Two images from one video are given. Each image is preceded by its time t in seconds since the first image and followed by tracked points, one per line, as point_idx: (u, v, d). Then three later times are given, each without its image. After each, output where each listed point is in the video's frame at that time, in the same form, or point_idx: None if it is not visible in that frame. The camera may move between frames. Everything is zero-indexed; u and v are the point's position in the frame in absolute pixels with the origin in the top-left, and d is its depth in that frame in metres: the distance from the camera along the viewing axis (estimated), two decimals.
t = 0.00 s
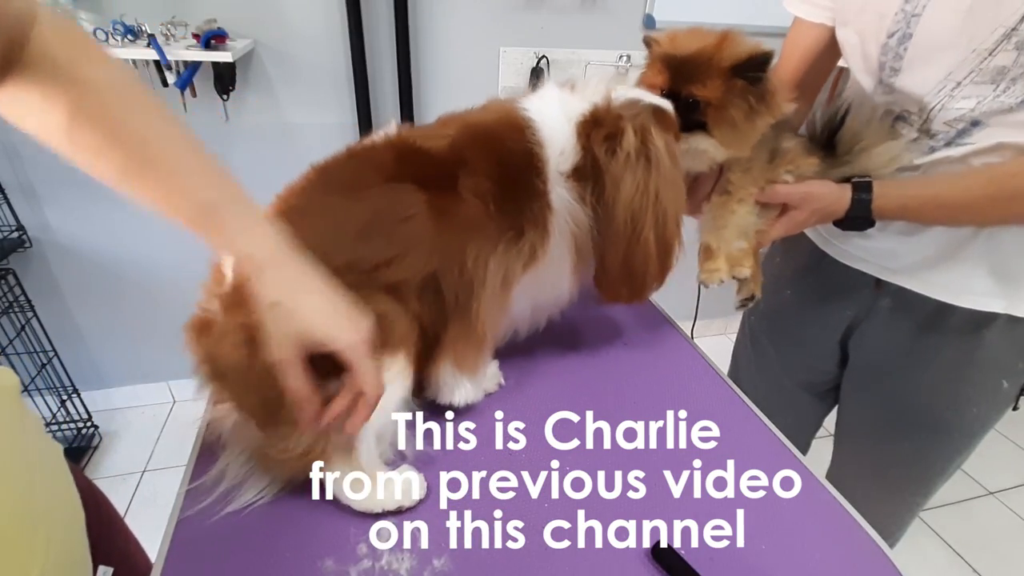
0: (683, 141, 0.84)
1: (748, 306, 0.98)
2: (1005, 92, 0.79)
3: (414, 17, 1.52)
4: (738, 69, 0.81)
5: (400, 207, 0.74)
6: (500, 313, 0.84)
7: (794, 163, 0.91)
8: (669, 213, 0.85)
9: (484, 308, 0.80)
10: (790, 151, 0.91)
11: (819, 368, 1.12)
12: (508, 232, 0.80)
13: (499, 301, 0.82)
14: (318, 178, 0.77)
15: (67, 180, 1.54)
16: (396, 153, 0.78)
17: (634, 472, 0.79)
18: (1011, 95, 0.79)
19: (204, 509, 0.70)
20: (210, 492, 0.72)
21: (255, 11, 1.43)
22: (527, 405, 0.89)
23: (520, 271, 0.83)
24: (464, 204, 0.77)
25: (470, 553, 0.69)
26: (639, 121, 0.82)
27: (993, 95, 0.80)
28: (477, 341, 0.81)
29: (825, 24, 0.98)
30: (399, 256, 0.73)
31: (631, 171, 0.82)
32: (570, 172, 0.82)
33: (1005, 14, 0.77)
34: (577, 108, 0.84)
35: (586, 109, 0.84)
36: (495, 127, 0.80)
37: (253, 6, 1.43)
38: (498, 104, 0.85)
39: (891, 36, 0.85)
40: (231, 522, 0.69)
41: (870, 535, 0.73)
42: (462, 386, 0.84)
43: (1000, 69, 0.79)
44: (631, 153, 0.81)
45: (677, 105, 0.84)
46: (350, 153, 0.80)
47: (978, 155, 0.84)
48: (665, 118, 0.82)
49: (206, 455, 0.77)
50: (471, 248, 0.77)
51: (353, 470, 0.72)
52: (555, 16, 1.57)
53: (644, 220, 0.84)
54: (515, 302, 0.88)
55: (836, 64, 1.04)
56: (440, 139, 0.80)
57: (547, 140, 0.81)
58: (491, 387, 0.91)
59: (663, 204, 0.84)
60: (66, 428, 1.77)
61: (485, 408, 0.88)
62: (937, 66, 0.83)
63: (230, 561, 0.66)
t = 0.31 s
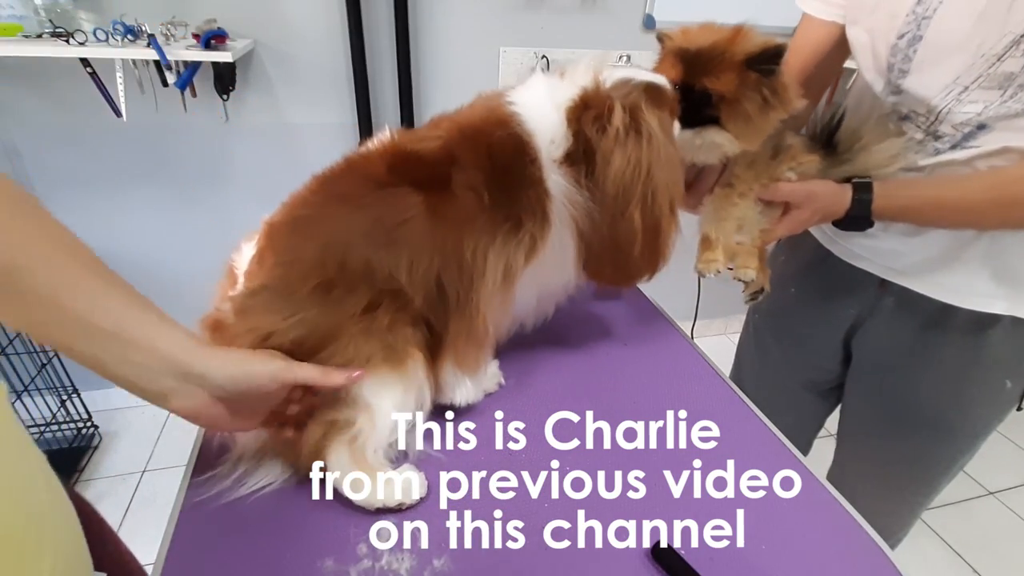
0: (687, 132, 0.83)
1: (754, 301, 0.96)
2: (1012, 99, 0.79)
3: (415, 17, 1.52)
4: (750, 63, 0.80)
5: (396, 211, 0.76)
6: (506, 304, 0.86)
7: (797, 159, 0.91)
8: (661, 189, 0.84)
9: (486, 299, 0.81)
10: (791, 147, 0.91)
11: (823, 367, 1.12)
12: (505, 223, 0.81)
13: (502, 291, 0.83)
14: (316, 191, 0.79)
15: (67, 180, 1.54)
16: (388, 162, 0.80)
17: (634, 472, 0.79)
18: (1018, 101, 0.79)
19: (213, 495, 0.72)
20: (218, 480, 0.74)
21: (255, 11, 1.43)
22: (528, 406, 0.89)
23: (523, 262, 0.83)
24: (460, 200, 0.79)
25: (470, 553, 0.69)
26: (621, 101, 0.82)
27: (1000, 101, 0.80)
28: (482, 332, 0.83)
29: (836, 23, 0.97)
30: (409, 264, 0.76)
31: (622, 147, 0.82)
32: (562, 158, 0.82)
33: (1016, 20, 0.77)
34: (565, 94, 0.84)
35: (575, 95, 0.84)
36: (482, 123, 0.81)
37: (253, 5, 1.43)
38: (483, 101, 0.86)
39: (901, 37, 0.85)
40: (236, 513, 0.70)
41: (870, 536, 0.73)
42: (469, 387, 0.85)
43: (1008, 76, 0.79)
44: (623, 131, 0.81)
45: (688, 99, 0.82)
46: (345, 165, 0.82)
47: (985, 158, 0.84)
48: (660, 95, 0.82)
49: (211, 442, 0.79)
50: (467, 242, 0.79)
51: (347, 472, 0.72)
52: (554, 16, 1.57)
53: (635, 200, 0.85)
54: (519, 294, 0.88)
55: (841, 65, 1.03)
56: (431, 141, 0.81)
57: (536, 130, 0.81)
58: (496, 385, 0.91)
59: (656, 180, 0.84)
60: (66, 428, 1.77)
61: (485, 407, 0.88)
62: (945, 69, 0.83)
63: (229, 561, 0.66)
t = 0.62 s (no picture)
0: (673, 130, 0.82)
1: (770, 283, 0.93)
2: (1019, 103, 0.80)
3: (415, 17, 1.52)
4: (752, 59, 0.77)
5: (399, 199, 0.76)
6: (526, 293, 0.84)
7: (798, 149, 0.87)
8: (654, 175, 0.85)
9: (500, 285, 0.81)
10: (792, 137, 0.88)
11: (826, 366, 1.12)
12: (508, 210, 0.81)
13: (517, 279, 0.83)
14: (317, 178, 0.79)
15: (68, 180, 1.54)
16: (395, 150, 0.80)
17: (634, 472, 0.79)
18: None
19: (219, 493, 0.72)
20: (225, 478, 0.74)
21: (255, 11, 1.43)
22: (529, 405, 0.89)
23: (536, 249, 0.83)
24: (463, 189, 0.78)
25: (470, 553, 0.69)
26: (625, 85, 0.84)
27: (1007, 105, 0.81)
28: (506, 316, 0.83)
29: (842, 22, 0.97)
30: (415, 253, 0.76)
31: (617, 132, 0.83)
32: (564, 144, 0.84)
33: None
34: (562, 83, 0.86)
35: (569, 83, 0.86)
36: (484, 112, 0.82)
37: (253, 5, 1.43)
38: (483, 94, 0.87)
39: (909, 39, 0.85)
40: (239, 513, 0.71)
41: (870, 536, 0.72)
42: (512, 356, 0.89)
43: (1015, 80, 0.79)
44: (615, 118, 0.83)
45: (689, 95, 0.79)
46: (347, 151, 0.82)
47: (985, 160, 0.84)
48: (655, 86, 0.82)
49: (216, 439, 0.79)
50: (475, 232, 0.79)
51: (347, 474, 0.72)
52: (554, 16, 1.57)
53: (630, 187, 0.86)
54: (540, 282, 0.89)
55: (842, 64, 1.04)
56: (433, 132, 0.82)
57: (537, 119, 0.83)
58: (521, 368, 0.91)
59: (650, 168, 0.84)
60: (67, 428, 1.77)
61: (485, 408, 0.88)
62: (952, 72, 0.83)
63: (229, 561, 0.66)
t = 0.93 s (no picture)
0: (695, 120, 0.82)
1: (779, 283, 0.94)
2: (1017, 104, 0.80)
3: (415, 17, 1.52)
4: (761, 60, 0.78)
5: (425, 196, 0.74)
6: (533, 308, 0.85)
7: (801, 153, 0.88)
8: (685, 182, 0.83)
9: (519, 302, 0.82)
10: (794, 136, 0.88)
11: (827, 364, 1.12)
12: (536, 227, 0.79)
13: (530, 293, 0.83)
14: (344, 159, 0.77)
15: (67, 180, 1.54)
16: (426, 148, 0.77)
17: (634, 472, 0.79)
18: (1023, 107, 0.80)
19: (223, 496, 0.72)
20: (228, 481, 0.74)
21: (255, 11, 1.43)
22: (529, 406, 0.89)
23: (554, 264, 0.83)
24: (495, 199, 0.76)
25: (471, 553, 0.69)
26: (656, 83, 0.82)
27: (1005, 106, 0.81)
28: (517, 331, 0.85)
29: (839, 24, 0.98)
30: (434, 250, 0.74)
31: (651, 137, 0.80)
32: (601, 156, 0.82)
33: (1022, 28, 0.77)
34: (595, 89, 0.84)
35: (603, 89, 0.83)
36: (520, 123, 0.80)
37: (253, 5, 1.42)
38: (514, 97, 0.85)
39: (906, 43, 0.86)
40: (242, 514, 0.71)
41: (871, 536, 0.72)
42: (513, 373, 0.90)
43: (1011, 82, 0.79)
44: (649, 123, 0.80)
45: (696, 91, 0.82)
46: (378, 137, 0.80)
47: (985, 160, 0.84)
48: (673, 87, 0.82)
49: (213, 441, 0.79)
50: (502, 245, 0.77)
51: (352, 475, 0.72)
52: (555, 16, 1.57)
53: (661, 195, 0.83)
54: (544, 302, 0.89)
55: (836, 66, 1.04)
56: (468, 133, 0.80)
57: (575, 129, 0.81)
58: (514, 387, 0.91)
59: (681, 170, 0.82)
60: (66, 428, 1.77)
61: (486, 408, 0.88)
62: (950, 75, 0.83)
63: (229, 561, 0.66)
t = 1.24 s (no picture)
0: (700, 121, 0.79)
1: (786, 266, 0.90)
2: (1007, 99, 0.80)
3: (414, 16, 1.51)
4: (773, 50, 0.75)
5: (445, 174, 0.70)
6: (533, 308, 0.84)
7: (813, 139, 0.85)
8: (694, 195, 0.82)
9: (519, 303, 0.81)
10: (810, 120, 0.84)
11: (822, 360, 1.12)
12: (545, 228, 0.78)
13: (530, 293, 0.82)
14: (364, 121, 0.73)
15: (67, 179, 1.54)
16: (451, 128, 0.74)
17: (634, 472, 0.79)
18: (1014, 102, 0.80)
19: (237, 465, 0.76)
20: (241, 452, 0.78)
21: (255, 11, 1.43)
22: (529, 406, 0.89)
23: (556, 265, 0.82)
24: (512, 192, 0.74)
25: (471, 552, 0.69)
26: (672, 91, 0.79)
27: (995, 101, 0.81)
28: (517, 334, 0.84)
29: (828, 24, 0.98)
30: (442, 230, 0.71)
31: (668, 145, 0.78)
32: (616, 162, 0.80)
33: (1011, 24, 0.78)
34: (617, 91, 0.81)
35: (623, 94, 0.81)
36: (547, 120, 0.77)
37: (253, 4, 1.42)
38: (535, 90, 0.83)
39: (897, 41, 0.86)
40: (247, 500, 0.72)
41: (870, 536, 0.72)
42: (513, 374, 0.90)
43: (1001, 78, 0.80)
44: (667, 129, 0.78)
45: (705, 85, 0.77)
46: (404, 104, 0.77)
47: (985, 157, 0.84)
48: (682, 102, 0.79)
49: (224, 419, 0.84)
50: (512, 239, 0.75)
51: (311, 427, 0.73)
52: (554, 16, 1.57)
53: (670, 205, 0.82)
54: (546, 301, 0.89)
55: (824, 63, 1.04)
56: (492, 122, 0.76)
57: (594, 130, 0.79)
58: (513, 388, 0.91)
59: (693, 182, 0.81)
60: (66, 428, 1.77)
61: (486, 408, 0.88)
62: (940, 72, 0.84)
63: (233, 562, 0.66)
